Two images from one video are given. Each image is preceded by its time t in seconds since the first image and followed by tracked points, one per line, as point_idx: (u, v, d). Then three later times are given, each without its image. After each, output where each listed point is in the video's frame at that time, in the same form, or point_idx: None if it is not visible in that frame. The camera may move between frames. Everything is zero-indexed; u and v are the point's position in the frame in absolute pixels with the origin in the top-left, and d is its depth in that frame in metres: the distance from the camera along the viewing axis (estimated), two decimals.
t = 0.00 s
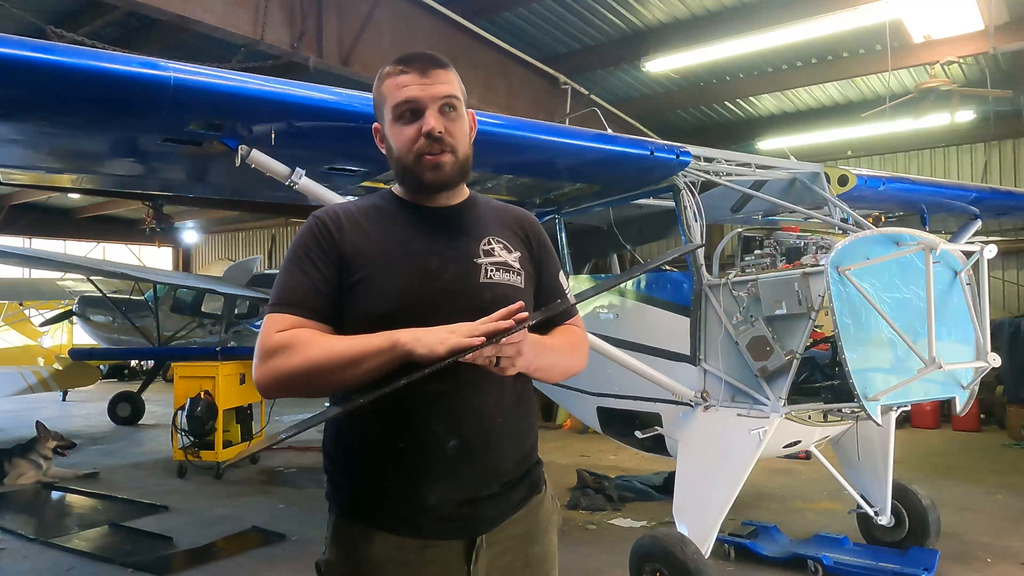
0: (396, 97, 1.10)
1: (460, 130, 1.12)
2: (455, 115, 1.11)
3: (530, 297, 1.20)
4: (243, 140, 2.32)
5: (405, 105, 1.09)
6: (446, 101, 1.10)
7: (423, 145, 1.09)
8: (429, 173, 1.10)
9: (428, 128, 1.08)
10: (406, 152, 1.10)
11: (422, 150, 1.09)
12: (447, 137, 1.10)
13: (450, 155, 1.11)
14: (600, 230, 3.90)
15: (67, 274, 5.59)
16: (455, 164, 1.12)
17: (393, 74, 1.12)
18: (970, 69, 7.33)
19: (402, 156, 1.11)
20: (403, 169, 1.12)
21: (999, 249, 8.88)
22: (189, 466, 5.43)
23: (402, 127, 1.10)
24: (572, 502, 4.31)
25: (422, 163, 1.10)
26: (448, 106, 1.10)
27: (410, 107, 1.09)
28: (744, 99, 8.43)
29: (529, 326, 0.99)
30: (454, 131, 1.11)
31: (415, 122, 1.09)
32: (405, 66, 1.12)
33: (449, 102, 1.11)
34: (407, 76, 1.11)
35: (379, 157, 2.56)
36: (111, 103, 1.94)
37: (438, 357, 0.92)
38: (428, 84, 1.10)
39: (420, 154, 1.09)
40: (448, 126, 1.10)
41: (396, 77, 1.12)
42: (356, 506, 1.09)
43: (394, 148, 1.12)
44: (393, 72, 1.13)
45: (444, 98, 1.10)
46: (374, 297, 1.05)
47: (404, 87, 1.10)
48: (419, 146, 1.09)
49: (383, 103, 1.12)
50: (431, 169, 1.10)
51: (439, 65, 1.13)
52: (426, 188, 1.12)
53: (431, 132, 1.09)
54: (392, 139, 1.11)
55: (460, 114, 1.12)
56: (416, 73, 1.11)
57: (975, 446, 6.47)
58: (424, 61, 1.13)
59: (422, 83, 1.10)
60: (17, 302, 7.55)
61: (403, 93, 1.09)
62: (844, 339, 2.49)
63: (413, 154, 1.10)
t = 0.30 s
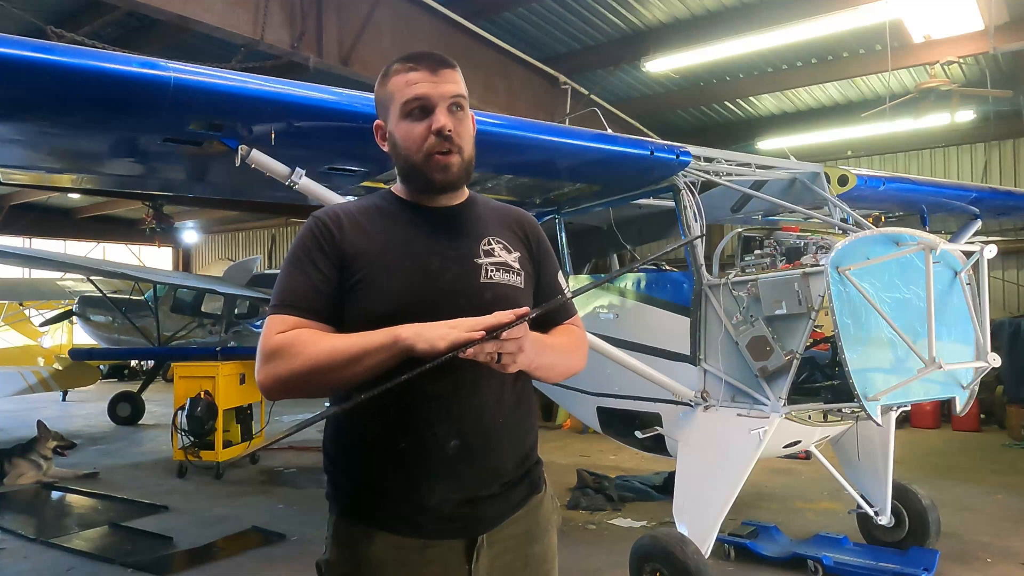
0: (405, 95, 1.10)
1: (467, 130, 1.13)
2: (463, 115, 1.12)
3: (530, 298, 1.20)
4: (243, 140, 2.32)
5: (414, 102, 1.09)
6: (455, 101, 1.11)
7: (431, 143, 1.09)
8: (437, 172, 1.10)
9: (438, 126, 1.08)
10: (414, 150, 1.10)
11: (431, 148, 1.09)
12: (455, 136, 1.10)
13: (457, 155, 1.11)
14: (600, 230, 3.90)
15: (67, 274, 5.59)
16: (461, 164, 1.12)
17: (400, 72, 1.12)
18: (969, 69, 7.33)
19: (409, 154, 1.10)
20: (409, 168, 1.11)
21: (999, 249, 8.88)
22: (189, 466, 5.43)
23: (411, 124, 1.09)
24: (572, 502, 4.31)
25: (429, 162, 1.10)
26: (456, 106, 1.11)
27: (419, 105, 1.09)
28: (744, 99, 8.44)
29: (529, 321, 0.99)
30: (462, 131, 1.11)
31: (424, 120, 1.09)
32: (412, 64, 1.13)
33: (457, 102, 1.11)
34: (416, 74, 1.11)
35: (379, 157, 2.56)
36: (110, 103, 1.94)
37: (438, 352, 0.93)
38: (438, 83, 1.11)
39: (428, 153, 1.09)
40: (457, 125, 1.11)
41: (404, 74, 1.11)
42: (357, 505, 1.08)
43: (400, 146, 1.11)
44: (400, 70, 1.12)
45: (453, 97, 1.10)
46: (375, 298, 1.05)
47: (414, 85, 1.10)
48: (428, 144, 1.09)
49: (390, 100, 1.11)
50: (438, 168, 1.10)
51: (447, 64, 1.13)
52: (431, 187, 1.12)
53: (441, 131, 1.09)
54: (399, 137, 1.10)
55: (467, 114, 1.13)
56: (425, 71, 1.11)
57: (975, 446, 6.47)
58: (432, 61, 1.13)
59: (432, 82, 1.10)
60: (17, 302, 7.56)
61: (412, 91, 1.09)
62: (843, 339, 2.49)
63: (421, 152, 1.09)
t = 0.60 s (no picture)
0: (401, 95, 1.10)
1: (463, 131, 1.11)
2: (459, 115, 1.11)
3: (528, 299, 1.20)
4: (243, 140, 2.32)
5: (409, 102, 1.09)
6: (450, 101, 1.10)
7: (423, 142, 1.08)
8: (430, 172, 1.10)
9: (430, 126, 1.08)
10: (408, 149, 1.10)
11: (423, 148, 1.09)
12: (448, 136, 1.09)
13: (451, 156, 1.10)
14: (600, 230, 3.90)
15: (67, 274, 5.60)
16: (456, 164, 1.12)
17: (398, 71, 1.12)
18: (969, 69, 7.33)
19: (403, 154, 1.10)
20: (404, 167, 1.12)
21: (999, 249, 8.88)
22: (189, 466, 5.43)
23: (403, 123, 1.09)
24: (571, 502, 4.31)
25: (422, 162, 1.10)
26: (452, 106, 1.10)
27: (414, 104, 1.09)
28: (744, 99, 8.44)
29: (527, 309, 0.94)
30: (457, 130, 1.10)
31: (417, 119, 1.09)
32: (412, 64, 1.13)
33: (453, 101, 1.10)
34: (413, 74, 1.11)
35: (379, 157, 2.56)
36: (110, 103, 1.94)
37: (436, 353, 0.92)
38: (434, 83, 1.10)
39: (421, 151, 1.09)
40: (451, 125, 1.10)
41: (402, 74, 1.12)
42: (358, 505, 1.08)
43: (394, 145, 1.11)
44: (399, 70, 1.13)
45: (448, 97, 1.10)
46: (374, 298, 1.05)
47: (410, 84, 1.10)
48: (420, 144, 1.09)
49: (388, 100, 1.12)
50: (431, 168, 1.10)
51: (447, 65, 1.13)
52: (426, 187, 1.12)
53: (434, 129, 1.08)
54: (394, 136, 1.11)
55: (465, 115, 1.12)
56: (423, 71, 1.11)
57: (975, 446, 6.47)
58: (432, 60, 1.13)
59: (428, 81, 1.10)
60: (17, 302, 7.56)
61: (408, 90, 1.09)
62: (843, 339, 2.49)
63: (414, 151, 1.09)
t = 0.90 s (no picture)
0: (397, 94, 1.10)
1: (459, 130, 1.12)
2: (456, 114, 1.11)
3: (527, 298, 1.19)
4: (243, 140, 2.32)
5: (405, 102, 1.09)
6: (446, 100, 1.10)
7: (421, 142, 1.09)
8: (427, 172, 1.10)
9: (426, 127, 1.08)
10: (404, 149, 1.10)
11: (419, 148, 1.09)
12: (445, 136, 1.10)
13: (447, 155, 1.11)
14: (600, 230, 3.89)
15: (68, 274, 5.60)
16: (453, 164, 1.12)
17: (395, 71, 1.13)
18: (969, 69, 7.33)
19: (399, 154, 1.11)
20: (401, 167, 1.12)
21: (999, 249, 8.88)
22: (189, 467, 5.42)
23: (401, 124, 1.10)
24: (572, 502, 4.31)
25: (418, 162, 1.10)
26: (449, 105, 1.10)
27: (411, 104, 1.10)
28: (744, 99, 8.44)
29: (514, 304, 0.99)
30: (453, 130, 1.11)
31: (414, 120, 1.09)
32: (408, 64, 1.13)
33: (450, 100, 1.10)
34: (409, 74, 1.11)
35: (379, 157, 2.56)
36: (110, 104, 1.94)
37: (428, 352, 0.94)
38: (430, 83, 1.10)
39: (418, 152, 1.10)
40: (448, 125, 1.10)
41: (398, 73, 1.12)
42: (356, 505, 1.08)
43: (392, 146, 1.12)
44: (396, 70, 1.13)
45: (444, 97, 1.10)
46: (372, 299, 1.05)
47: (406, 85, 1.10)
48: (416, 144, 1.09)
49: (385, 100, 1.12)
50: (427, 167, 1.10)
51: (444, 64, 1.13)
52: (424, 187, 1.12)
53: (431, 129, 1.09)
54: (390, 136, 1.11)
55: (461, 114, 1.12)
56: (419, 71, 1.11)
57: (975, 446, 6.47)
58: (429, 59, 1.13)
59: (424, 81, 1.10)
60: (17, 302, 7.56)
61: (404, 90, 1.10)
62: (843, 339, 2.49)
63: (410, 151, 1.10)
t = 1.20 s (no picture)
0: (394, 95, 1.10)
1: (457, 130, 1.12)
2: (453, 114, 1.11)
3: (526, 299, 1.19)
4: (243, 140, 2.32)
5: (402, 102, 1.10)
6: (443, 100, 1.10)
7: (417, 142, 1.09)
8: (424, 171, 1.10)
9: (422, 127, 1.08)
10: (401, 149, 1.10)
11: (417, 148, 1.09)
12: (442, 136, 1.10)
13: (444, 155, 1.11)
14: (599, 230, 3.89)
15: (68, 274, 5.60)
16: (451, 165, 1.12)
17: (391, 73, 1.13)
18: (969, 69, 7.33)
19: (396, 154, 1.11)
20: (398, 167, 1.12)
21: (999, 249, 8.88)
22: (189, 467, 5.43)
23: (397, 125, 1.10)
24: (572, 502, 4.31)
25: (416, 162, 1.10)
26: (445, 106, 1.11)
27: (407, 105, 1.10)
28: (744, 99, 8.44)
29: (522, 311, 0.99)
30: (450, 130, 1.11)
31: (411, 120, 1.09)
32: (404, 65, 1.13)
33: (446, 101, 1.11)
34: (406, 75, 1.12)
35: (379, 157, 2.56)
36: (111, 104, 1.94)
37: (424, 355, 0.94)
38: (427, 83, 1.11)
39: (414, 152, 1.09)
40: (445, 125, 1.10)
41: (394, 75, 1.12)
42: (356, 505, 1.08)
43: (389, 147, 1.12)
44: (392, 71, 1.13)
45: (441, 97, 1.10)
46: (371, 300, 1.05)
47: (402, 86, 1.10)
48: (413, 144, 1.09)
49: (382, 102, 1.13)
50: (425, 167, 1.10)
51: (441, 65, 1.14)
52: (421, 186, 1.12)
53: (427, 129, 1.09)
54: (388, 136, 1.11)
55: (458, 114, 1.12)
56: (416, 72, 1.12)
57: (975, 446, 6.47)
58: (425, 60, 1.13)
59: (422, 81, 1.10)
60: (17, 302, 7.56)
61: (401, 91, 1.10)
62: (844, 339, 2.49)
63: (407, 152, 1.10)
